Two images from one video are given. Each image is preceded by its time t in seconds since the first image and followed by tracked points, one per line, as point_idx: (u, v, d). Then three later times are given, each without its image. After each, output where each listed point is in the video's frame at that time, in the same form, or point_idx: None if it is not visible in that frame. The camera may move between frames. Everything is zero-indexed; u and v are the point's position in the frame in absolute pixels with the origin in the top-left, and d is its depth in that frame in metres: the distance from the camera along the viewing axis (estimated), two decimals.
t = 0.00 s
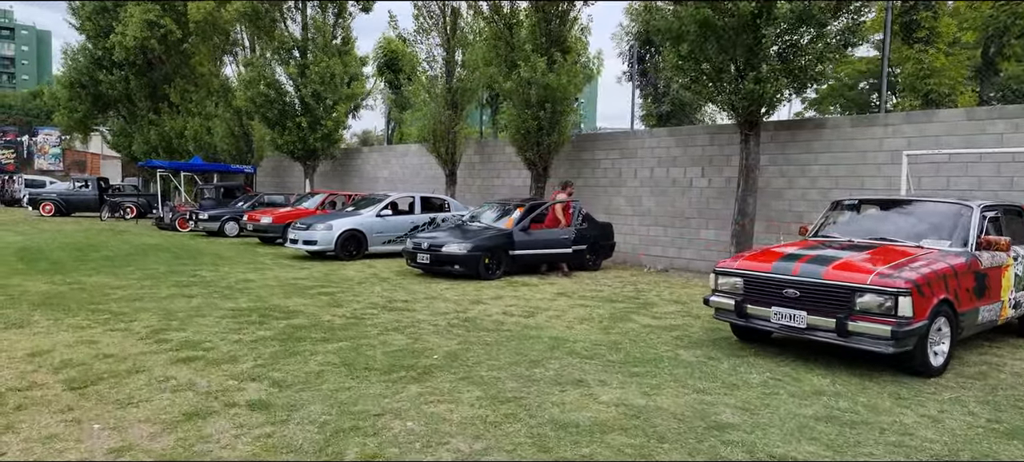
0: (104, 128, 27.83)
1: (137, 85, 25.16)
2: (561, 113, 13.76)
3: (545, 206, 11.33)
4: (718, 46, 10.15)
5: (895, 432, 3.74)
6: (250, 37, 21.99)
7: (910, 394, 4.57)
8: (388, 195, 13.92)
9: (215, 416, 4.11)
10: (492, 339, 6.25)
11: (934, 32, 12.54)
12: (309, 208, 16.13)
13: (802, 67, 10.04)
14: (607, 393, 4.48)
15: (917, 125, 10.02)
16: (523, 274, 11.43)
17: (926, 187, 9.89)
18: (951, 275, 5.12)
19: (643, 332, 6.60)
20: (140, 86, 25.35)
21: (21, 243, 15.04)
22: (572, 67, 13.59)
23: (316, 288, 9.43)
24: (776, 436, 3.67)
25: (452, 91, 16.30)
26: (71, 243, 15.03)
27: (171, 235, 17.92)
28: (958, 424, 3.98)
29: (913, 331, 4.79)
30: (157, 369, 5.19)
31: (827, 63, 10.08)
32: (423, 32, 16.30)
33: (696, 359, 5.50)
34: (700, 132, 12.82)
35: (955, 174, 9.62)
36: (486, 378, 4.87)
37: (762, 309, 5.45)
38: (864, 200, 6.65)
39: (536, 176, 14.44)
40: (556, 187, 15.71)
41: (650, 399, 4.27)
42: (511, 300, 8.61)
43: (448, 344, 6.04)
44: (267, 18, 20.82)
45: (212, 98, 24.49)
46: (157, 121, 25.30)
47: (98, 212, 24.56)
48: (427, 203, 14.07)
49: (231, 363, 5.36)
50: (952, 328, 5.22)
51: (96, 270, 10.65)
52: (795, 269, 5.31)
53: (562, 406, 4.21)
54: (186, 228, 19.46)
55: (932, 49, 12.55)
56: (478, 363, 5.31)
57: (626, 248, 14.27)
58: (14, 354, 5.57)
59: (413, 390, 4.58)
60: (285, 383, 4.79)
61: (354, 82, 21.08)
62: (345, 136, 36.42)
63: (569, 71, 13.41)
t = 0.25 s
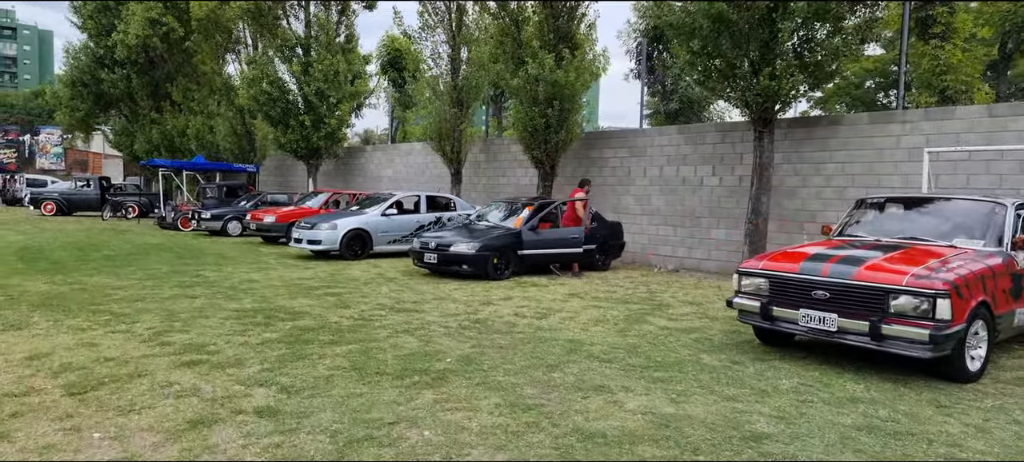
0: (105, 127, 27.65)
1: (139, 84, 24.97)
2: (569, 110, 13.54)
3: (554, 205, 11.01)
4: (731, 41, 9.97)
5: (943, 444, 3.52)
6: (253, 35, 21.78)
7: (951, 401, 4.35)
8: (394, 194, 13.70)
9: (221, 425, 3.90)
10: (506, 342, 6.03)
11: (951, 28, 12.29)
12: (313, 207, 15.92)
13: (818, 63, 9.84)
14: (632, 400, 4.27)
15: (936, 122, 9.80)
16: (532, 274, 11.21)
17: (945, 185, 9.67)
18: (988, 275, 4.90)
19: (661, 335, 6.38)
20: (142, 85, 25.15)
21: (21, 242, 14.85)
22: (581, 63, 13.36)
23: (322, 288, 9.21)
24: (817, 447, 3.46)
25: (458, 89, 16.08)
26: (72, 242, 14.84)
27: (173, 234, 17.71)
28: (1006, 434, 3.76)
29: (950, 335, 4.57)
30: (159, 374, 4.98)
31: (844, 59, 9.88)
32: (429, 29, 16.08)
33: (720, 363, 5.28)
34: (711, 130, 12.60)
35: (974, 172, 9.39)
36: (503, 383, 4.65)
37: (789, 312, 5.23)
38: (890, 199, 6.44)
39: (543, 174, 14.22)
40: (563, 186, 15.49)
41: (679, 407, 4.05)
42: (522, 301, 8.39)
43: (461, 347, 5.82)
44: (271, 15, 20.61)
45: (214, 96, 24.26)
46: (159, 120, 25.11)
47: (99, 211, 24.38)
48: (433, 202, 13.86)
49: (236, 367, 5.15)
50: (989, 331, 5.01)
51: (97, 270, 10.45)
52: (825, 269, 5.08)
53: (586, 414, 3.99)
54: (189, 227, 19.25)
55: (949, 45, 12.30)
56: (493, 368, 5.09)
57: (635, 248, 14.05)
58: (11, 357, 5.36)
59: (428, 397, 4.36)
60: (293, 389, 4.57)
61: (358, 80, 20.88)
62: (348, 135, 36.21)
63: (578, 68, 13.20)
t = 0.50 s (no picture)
0: (106, 127, 27.48)
1: (140, 84, 24.81)
2: (576, 110, 13.37)
3: (560, 207, 10.80)
4: (742, 39, 9.59)
5: None
6: (254, 35, 21.62)
7: (987, 414, 4.16)
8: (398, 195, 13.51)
9: (224, 441, 3.71)
10: (518, 349, 5.84)
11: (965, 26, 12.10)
12: (316, 208, 15.74)
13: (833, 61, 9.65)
14: (654, 412, 4.08)
15: (952, 122, 9.58)
16: (539, 276, 11.03)
17: (961, 186, 9.46)
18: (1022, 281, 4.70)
19: (677, 341, 6.19)
20: (143, 85, 24.99)
21: (21, 244, 14.67)
22: (588, 62, 13.19)
23: (326, 292, 9.03)
24: None
25: (461, 88, 15.90)
26: (72, 244, 14.67)
27: (174, 236, 17.53)
28: None
29: (985, 344, 4.38)
30: (160, 384, 4.80)
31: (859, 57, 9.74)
32: (432, 27, 15.92)
33: (742, 372, 5.09)
34: (720, 129, 12.42)
35: (993, 172, 9.17)
36: (518, 394, 4.46)
37: (813, 318, 5.04)
38: (916, 200, 6.24)
39: (549, 175, 14.03)
40: (569, 187, 15.31)
41: (704, 421, 3.86)
42: (530, 306, 8.20)
43: (471, 355, 5.63)
44: (272, 15, 20.29)
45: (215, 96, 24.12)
46: (160, 121, 24.94)
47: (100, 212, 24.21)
48: (437, 203, 13.67)
49: (239, 377, 4.97)
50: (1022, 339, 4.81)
51: (97, 273, 10.27)
52: (850, 274, 4.89)
53: (608, 429, 3.80)
54: (190, 229, 19.07)
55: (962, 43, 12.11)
56: (507, 377, 4.90)
57: (643, 250, 13.86)
58: (7, 366, 5.17)
59: (441, 409, 4.18)
60: (299, 401, 4.38)
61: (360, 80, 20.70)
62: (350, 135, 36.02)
63: (585, 67, 13.03)
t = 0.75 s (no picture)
0: (108, 127, 27.31)
1: (142, 83, 24.64)
2: (585, 108, 13.14)
3: (570, 206, 10.61)
4: (757, 35, 9.69)
5: None
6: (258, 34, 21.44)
7: None
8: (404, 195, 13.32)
9: (234, 454, 3.51)
10: (534, 354, 5.64)
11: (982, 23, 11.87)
12: (320, 208, 15.56)
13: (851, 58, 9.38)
14: (685, 423, 3.88)
15: (974, 119, 9.36)
16: (549, 278, 10.84)
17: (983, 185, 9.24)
18: None
19: (698, 345, 5.99)
20: (145, 84, 24.81)
21: (22, 245, 14.49)
22: (597, 60, 12.99)
23: (333, 294, 8.83)
24: None
25: (468, 87, 15.71)
26: (74, 245, 14.50)
27: (177, 237, 17.36)
28: None
29: None
30: (164, 392, 4.60)
31: (878, 53, 9.44)
32: (438, 25, 15.72)
33: (770, 378, 4.89)
34: (732, 128, 12.21)
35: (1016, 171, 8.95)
36: (540, 403, 4.27)
37: (844, 323, 4.84)
38: (945, 200, 6.03)
39: (557, 174, 13.83)
40: (577, 186, 15.12)
41: (739, 434, 3.66)
42: (543, 308, 8.01)
43: (487, 360, 5.43)
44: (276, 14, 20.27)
45: (218, 95, 23.94)
46: (162, 120, 24.76)
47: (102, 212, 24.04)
48: (443, 203, 13.49)
49: (247, 384, 4.78)
50: None
51: (99, 275, 10.08)
52: (884, 277, 4.69)
53: (639, 441, 3.60)
54: (193, 229, 18.88)
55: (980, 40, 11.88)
56: (526, 384, 4.71)
57: (652, 250, 13.66)
58: (6, 372, 4.99)
59: (461, 419, 3.98)
60: (311, 410, 4.19)
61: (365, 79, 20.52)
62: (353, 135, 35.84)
63: (595, 64, 12.82)
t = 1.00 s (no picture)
0: (110, 127, 27.14)
1: (144, 83, 24.48)
2: (593, 107, 12.93)
3: (580, 207, 10.44)
4: (770, 33, 9.50)
5: None
6: (261, 33, 21.29)
7: None
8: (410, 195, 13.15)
9: None
10: (550, 360, 5.47)
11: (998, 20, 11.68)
12: (324, 208, 15.40)
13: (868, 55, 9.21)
14: (716, 435, 3.71)
15: (992, 117, 9.15)
16: (558, 279, 10.66)
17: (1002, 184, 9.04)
18: None
19: (719, 350, 5.81)
20: (147, 84, 24.65)
21: (23, 246, 14.32)
22: (605, 58, 12.80)
23: (339, 296, 8.66)
24: None
25: (473, 85, 15.54)
26: (76, 246, 14.35)
27: (179, 237, 17.21)
28: None
29: None
30: (170, 401, 4.43)
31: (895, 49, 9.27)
32: (443, 23, 15.55)
33: (799, 385, 4.71)
34: (742, 127, 12.02)
35: None
36: (562, 413, 4.09)
37: (874, 328, 4.66)
38: (973, 201, 5.84)
39: (564, 174, 13.65)
40: (584, 186, 14.95)
41: (775, 446, 3.49)
42: (555, 311, 7.83)
43: (503, 366, 5.26)
44: (279, 12, 20.00)
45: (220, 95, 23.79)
46: (164, 120, 24.60)
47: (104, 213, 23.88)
48: (449, 203, 13.33)
49: (256, 392, 4.61)
50: None
51: (101, 277, 9.91)
52: (917, 281, 4.51)
53: (670, 456, 3.42)
54: (195, 230, 18.71)
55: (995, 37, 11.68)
56: (546, 392, 4.53)
57: (661, 251, 13.49)
58: (6, 380, 4.82)
59: (481, 431, 3.81)
60: (324, 421, 4.02)
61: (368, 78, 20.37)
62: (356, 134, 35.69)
63: (603, 62, 12.64)
